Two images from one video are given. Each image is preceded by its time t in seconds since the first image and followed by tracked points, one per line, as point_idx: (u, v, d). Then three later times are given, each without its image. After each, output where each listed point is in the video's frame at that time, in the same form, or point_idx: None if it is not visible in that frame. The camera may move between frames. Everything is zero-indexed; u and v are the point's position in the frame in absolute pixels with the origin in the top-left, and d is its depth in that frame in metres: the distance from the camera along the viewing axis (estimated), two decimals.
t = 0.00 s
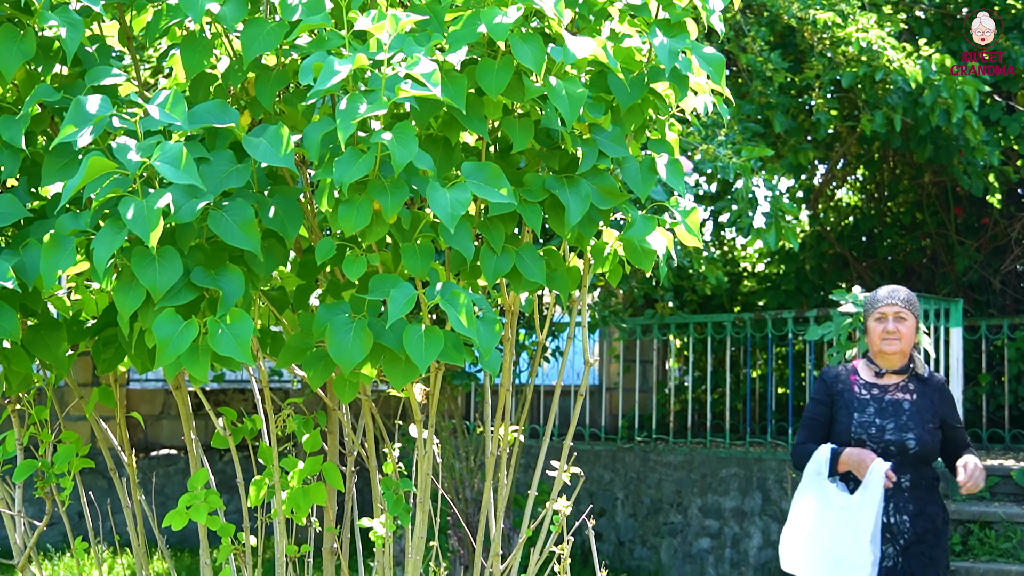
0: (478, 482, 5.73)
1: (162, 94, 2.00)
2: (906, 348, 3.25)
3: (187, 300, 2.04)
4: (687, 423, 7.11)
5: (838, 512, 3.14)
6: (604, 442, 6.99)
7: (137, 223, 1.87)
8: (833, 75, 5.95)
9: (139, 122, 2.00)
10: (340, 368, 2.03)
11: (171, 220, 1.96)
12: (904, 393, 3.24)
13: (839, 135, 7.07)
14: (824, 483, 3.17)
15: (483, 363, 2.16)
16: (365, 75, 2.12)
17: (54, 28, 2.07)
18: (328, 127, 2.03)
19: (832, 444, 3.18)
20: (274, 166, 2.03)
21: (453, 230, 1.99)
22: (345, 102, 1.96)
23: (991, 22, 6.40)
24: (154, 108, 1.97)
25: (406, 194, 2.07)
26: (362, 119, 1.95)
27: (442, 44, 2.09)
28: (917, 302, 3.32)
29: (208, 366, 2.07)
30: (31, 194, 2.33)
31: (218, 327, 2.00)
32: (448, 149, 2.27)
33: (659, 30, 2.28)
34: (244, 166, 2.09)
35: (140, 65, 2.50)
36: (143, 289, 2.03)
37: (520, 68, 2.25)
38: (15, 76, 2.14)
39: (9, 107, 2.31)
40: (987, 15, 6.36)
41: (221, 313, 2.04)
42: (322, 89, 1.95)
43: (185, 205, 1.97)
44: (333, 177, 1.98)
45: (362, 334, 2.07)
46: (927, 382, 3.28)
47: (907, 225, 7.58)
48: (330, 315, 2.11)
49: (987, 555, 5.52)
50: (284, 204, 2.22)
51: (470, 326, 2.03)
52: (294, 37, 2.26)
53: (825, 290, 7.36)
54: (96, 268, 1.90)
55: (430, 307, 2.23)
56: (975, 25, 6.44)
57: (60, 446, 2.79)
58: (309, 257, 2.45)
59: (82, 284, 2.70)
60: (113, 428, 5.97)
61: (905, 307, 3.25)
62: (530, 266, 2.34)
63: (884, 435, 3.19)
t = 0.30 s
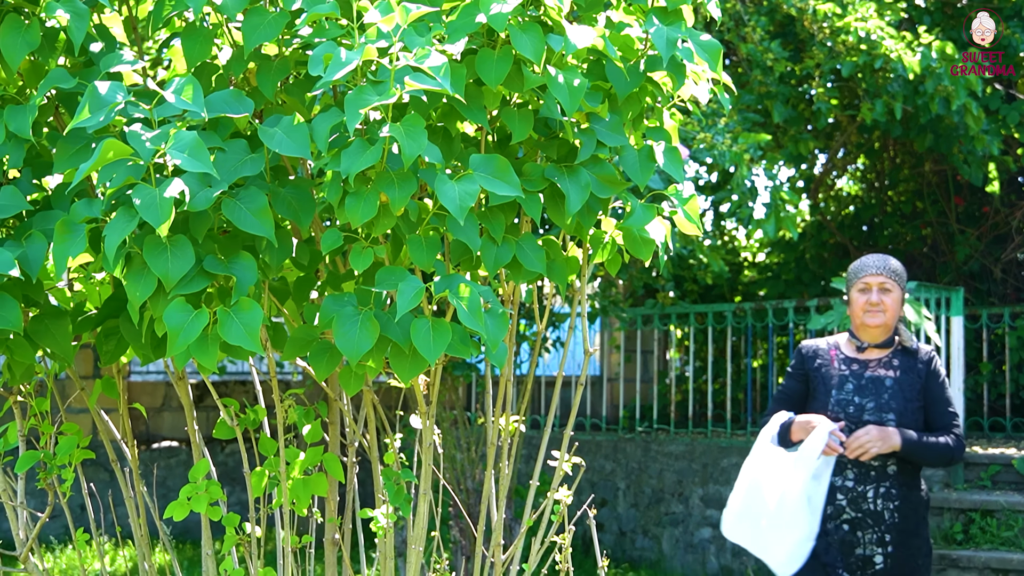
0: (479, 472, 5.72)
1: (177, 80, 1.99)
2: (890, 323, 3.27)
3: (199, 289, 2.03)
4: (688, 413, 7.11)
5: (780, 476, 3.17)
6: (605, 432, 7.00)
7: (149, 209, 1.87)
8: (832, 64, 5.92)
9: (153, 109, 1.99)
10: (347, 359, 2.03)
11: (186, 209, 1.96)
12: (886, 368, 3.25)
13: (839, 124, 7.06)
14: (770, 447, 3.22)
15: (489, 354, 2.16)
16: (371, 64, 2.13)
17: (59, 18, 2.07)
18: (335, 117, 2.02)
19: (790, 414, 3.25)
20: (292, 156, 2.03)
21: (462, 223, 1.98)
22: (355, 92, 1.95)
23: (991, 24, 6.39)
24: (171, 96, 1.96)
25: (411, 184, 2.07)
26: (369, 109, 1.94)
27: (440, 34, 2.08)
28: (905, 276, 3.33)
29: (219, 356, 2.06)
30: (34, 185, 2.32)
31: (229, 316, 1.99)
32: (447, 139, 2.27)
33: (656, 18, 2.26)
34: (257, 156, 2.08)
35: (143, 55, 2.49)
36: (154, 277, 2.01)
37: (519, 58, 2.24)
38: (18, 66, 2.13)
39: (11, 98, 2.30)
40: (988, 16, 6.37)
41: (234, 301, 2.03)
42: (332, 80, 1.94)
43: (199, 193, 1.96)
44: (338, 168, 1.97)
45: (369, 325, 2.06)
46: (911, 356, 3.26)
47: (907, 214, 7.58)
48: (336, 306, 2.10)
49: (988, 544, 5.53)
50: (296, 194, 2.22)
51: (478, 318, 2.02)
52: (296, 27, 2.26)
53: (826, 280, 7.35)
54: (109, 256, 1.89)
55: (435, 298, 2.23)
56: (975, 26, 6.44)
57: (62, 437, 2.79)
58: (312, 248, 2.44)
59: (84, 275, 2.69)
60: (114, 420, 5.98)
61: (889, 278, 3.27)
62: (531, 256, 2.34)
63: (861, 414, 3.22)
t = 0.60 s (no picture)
0: (480, 464, 5.72)
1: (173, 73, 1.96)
2: (858, 306, 3.10)
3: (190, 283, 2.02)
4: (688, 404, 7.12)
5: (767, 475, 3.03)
6: (605, 423, 7.00)
7: (138, 204, 1.86)
8: (832, 54, 5.92)
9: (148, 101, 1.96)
10: (345, 350, 2.03)
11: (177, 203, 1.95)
12: (859, 355, 3.10)
13: (839, 115, 7.05)
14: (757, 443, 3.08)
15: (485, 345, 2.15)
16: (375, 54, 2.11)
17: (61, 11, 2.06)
18: (334, 108, 2.01)
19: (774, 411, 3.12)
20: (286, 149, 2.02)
21: (458, 213, 1.98)
22: (349, 87, 1.94)
23: (990, 23, 6.40)
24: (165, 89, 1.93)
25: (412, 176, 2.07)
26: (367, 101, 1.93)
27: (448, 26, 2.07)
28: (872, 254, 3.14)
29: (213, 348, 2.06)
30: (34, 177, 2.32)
31: (222, 309, 1.98)
32: (453, 131, 2.27)
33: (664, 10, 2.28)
34: (252, 148, 2.08)
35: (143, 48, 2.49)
36: (147, 272, 2.01)
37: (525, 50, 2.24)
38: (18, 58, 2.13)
39: (10, 90, 2.30)
40: (987, 17, 6.37)
41: (225, 294, 2.02)
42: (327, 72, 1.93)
43: (192, 188, 1.95)
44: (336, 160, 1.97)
45: (366, 316, 2.06)
46: (883, 341, 3.12)
47: (907, 204, 7.59)
48: (333, 298, 2.10)
49: (988, 533, 5.53)
50: (289, 186, 2.22)
51: (474, 309, 2.01)
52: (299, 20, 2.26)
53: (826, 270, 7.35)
54: (99, 251, 1.88)
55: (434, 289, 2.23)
56: (975, 27, 6.43)
57: (63, 430, 2.79)
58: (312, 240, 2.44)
59: (85, 269, 2.69)
60: (115, 413, 5.98)
61: (856, 260, 3.08)
62: (535, 248, 2.34)
63: (837, 405, 3.09)
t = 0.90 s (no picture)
0: (479, 456, 5.71)
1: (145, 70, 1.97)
2: (857, 295, 2.78)
3: (176, 277, 2.01)
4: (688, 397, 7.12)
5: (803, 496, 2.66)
6: (605, 416, 7.01)
7: (125, 197, 1.85)
8: (832, 46, 5.91)
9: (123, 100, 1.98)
10: (340, 338, 2.02)
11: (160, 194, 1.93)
12: (859, 349, 2.78)
13: (839, 107, 7.04)
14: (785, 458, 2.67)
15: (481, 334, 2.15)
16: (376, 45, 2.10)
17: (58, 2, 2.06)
18: (325, 98, 2.00)
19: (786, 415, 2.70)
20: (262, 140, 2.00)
21: (451, 200, 1.97)
22: (343, 74, 1.93)
23: (991, 23, 6.40)
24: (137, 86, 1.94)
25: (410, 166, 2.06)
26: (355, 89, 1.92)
27: (452, 16, 2.05)
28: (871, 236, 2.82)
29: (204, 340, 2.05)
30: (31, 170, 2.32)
31: (212, 301, 1.98)
32: (455, 121, 2.26)
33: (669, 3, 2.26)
34: (231, 142, 2.06)
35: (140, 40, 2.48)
36: (135, 266, 2.01)
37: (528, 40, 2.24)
38: (16, 50, 2.12)
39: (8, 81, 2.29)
40: (988, 16, 6.37)
41: (214, 286, 2.01)
42: (321, 61, 1.92)
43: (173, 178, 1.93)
44: (333, 147, 1.96)
45: (360, 304, 2.06)
46: (886, 334, 2.81)
47: (906, 196, 7.59)
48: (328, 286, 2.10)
49: (988, 524, 5.54)
50: (272, 177, 2.18)
51: (467, 296, 2.01)
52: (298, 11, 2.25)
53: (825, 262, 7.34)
54: (87, 245, 1.87)
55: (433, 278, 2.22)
56: (975, 26, 6.42)
57: (62, 422, 2.78)
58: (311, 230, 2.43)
59: (83, 261, 2.69)
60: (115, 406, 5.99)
61: (854, 244, 2.76)
62: (537, 238, 2.33)
63: (840, 407, 2.75)
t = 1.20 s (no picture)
0: (478, 452, 5.71)
1: (157, 64, 1.97)
2: (884, 269, 2.53)
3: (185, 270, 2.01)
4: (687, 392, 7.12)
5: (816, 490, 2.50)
6: (604, 411, 7.02)
7: (135, 190, 1.84)
8: (831, 41, 5.90)
9: (133, 92, 1.97)
10: (345, 334, 2.02)
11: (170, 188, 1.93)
12: (882, 330, 2.55)
13: (838, 102, 7.04)
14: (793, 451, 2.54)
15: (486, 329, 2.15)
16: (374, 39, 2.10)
17: None
18: (331, 93, 2.00)
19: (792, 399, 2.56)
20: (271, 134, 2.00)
21: (458, 197, 1.97)
22: (351, 70, 1.93)
23: (991, 23, 6.43)
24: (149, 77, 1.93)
25: (413, 161, 2.06)
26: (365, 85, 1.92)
27: (451, 11, 2.05)
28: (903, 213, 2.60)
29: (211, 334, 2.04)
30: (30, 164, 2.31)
31: (218, 295, 1.97)
32: (455, 116, 2.26)
33: None
34: (240, 134, 2.06)
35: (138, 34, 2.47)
36: (142, 259, 2.00)
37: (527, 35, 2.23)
38: (14, 44, 2.11)
39: (6, 76, 2.28)
40: (987, 15, 6.40)
41: (221, 280, 2.01)
42: (329, 56, 1.92)
43: (183, 172, 1.93)
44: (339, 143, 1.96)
45: (368, 301, 2.05)
46: (915, 317, 2.56)
47: (905, 191, 7.58)
48: (334, 282, 2.10)
49: (986, 520, 5.54)
50: (279, 172, 2.18)
51: (473, 292, 2.01)
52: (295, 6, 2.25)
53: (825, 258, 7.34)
54: (96, 238, 1.86)
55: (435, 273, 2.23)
56: (975, 26, 6.43)
57: (61, 417, 2.78)
58: (312, 225, 2.43)
59: (82, 255, 2.68)
60: (113, 401, 5.98)
61: (884, 214, 2.53)
62: (536, 233, 2.33)
63: (854, 389, 2.54)
